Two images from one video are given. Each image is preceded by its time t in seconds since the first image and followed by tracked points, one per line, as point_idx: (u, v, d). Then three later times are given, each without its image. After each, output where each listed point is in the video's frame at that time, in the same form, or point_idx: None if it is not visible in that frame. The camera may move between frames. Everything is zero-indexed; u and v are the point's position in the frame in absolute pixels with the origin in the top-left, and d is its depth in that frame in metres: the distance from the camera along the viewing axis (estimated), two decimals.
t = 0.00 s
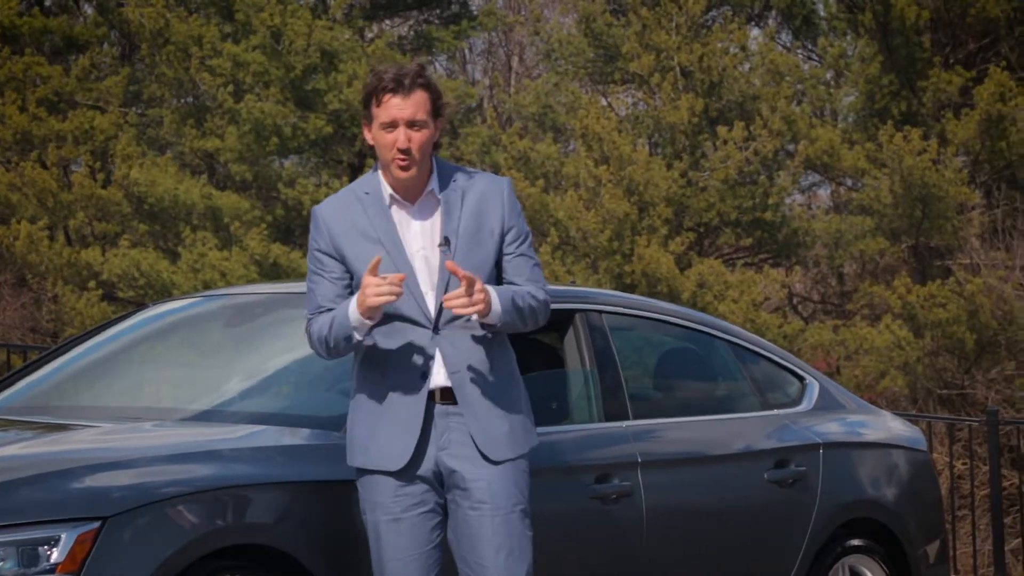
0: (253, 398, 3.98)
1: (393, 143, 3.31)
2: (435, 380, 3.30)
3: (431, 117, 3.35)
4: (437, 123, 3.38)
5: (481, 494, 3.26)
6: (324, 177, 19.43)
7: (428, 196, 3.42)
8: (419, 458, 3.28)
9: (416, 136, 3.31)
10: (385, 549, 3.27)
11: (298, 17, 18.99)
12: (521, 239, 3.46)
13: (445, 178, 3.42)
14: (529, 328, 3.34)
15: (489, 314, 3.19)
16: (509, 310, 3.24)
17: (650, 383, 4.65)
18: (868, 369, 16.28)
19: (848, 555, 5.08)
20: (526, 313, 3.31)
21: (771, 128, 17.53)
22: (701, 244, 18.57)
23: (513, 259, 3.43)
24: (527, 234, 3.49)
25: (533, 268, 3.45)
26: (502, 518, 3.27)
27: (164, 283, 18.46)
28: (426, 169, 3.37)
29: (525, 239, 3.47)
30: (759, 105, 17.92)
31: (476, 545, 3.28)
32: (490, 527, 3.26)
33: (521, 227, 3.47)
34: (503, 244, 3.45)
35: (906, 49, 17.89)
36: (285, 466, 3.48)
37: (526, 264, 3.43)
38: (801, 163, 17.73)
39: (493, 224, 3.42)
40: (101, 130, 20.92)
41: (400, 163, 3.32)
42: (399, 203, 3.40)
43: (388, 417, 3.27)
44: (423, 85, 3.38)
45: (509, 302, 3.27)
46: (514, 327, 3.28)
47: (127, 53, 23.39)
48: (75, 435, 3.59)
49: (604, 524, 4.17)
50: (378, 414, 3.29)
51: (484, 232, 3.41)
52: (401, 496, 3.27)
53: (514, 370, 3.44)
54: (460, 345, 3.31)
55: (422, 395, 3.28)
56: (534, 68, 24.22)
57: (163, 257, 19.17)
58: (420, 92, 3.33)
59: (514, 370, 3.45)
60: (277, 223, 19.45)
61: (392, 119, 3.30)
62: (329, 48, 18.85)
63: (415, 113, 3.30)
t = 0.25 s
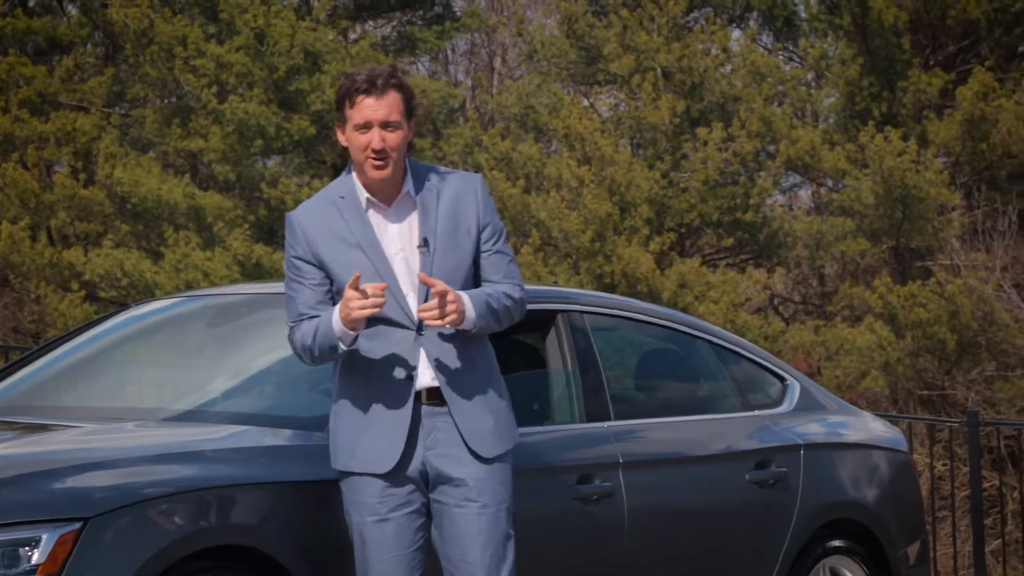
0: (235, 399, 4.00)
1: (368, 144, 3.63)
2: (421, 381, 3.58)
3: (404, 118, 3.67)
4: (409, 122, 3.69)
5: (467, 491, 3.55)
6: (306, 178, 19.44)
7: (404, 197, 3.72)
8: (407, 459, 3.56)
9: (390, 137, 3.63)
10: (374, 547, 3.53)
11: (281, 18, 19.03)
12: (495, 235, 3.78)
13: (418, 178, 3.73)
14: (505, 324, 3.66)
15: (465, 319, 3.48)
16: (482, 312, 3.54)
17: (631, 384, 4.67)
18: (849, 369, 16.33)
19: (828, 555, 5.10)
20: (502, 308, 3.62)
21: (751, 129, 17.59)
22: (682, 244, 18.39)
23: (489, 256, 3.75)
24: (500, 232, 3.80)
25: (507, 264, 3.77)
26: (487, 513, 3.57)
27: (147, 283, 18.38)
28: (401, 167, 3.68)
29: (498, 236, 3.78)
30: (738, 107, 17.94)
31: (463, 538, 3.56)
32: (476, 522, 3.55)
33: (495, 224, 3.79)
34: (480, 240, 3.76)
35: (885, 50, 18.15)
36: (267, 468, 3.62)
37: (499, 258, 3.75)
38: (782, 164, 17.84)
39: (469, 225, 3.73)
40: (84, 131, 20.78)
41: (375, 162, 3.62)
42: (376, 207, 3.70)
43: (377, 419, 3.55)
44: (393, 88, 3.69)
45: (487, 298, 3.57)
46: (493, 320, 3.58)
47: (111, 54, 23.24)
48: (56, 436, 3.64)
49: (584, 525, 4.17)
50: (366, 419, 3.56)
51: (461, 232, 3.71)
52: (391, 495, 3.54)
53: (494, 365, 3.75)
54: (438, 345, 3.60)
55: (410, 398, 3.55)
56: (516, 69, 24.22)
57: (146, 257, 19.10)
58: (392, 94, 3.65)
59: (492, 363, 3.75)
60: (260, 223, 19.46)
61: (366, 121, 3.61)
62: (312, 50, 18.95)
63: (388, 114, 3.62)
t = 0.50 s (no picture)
0: (218, 400, 4.04)
1: (347, 147, 3.67)
2: (409, 382, 3.63)
3: (382, 120, 3.72)
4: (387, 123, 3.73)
5: (455, 492, 3.63)
6: (287, 178, 19.40)
7: (384, 200, 3.79)
8: (396, 460, 3.62)
9: (369, 140, 3.67)
10: (360, 548, 3.56)
11: (262, 18, 18.99)
12: (475, 233, 3.86)
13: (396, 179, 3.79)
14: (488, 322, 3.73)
15: (448, 323, 3.54)
16: (465, 313, 3.60)
17: (611, 384, 4.70)
18: (829, 369, 16.35)
19: (807, 556, 5.13)
20: (485, 307, 3.69)
21: (729, 129, 17.60)
22: (663, 246, 18.48)
23: (470, 253, 3.83)
24: (479, 230, 3.88)
25: (488, 260, 3.85)
26: (475, 514, 3.65)
27: (128, 284, 18.26)
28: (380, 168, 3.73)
29: (477, 233, 3.86)
30: (717, 107, 17.94)
31: (451, 539, 3.63)
32: (465, 524, 3.63)
33: (474, 222, 3.87)
34: (460, 239, 3.84)
35: (866, 52, 18.23)
36: (247, 469, 3.64)
37: (480, 256, 3.83)
38: (760, 166, 17.94)
39: (449, 224, 3.80)
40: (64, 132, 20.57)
41: (355, 165, 3.67)
42: (356, 210, 3.76)
43: (365, 420, 3.60)
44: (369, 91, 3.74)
45: (470, 298, 3.64)
46: (476, 318, 3.65)
47: (90, 54, 23.03)
48: (39, 435, 3.66)
49: (561, 526, 4.19)
50: (353, 420, 3.62)
51: (442, 232, 3.78)
52: (379, 495, 3.59)
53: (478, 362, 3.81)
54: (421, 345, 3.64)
55: (398, 399, 3.60)
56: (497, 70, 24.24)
57: (127, 257, 18.98)
58: (369, 97, 3.69)
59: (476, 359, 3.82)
60: (241, 224, 19.44)
61: (345, 125, 3.66)
62: (293, 50, 18.92)
63: (367, 117, 3.66)
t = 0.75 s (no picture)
0: (198, 401, 4.09)
1: (334, 149, 3.59)
2: (399, 382, 3.59)
3: (369, 119, 3.64)
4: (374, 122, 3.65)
5: (445, 492, 3.58)
6: (266, 178, 19.35)
7: (374, 199, 3.72)
8: (386, 460, 3.58)
9: (357, 141, 3.59)
10: (349, 547, 3.55)
11: (240, 17, 18.92)
12: (466, 231, 3.80)
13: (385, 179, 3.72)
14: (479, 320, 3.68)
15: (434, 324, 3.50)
16: (452, 314, 3.55)
17: (591, 385, 4.70)
18: (808, 370, 16.37)
19: (785, 557, 5.14)
20: (474, 309, 3.63)
21: (707, 129, 17.63)
22: (642, 246, 18.46)
23: (462, 252, 3.77)
24: (470, 228, 3.81)
25: (479, 258, 3.79)
26: (466, 515, 3.60)
27: (107, 285, 18.12)
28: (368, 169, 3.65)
29: (468, 232, 3.80)
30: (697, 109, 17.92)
31: (443, 538, 3.60)
32: (456, 524, 3.58)
33: (466, 221, 3.81)
34: (451, 238, 3.78)
35: (845, 53, 18.29)
36: (227, 471, 3.66)
37: (471, 255, 3.76)
38: (738, 167, 18.01)
39: (440, 224, 3.74)
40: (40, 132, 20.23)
41: (342, 166, 3.59)
42: (346, 208, 3.69)
43: (354, 419, 3.56)
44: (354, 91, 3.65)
45: (458, 300, 3.58)
46: (465, 319, 3.60)
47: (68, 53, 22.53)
48: (19, 437, 3.70)
49: (548, 526, 4.21)
50: (342, 419, 3.58)
51: (432, 231, 3.72)
52: (368, 493, 3.57)
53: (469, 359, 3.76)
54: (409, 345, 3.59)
55: (386, 397, 3.55)
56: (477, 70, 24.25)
57: (105, 258, 18.85)
58: (356, 97, 3.61)
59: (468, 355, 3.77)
60: (220, 225, 19.40)
61: (331, 128, 3.57)
62: (272, 50, 18.83)
63: (353, 118, 3.58)
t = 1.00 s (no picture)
0: (172, 402, 4.10)
1: (355, 134, 3.51)
2: (400, 383, 3.48)
3: (393, 108, 3.56)
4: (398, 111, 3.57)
5: (442, 499, 3.46)
6: (242, 178, 19.24)
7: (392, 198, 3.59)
8: (382, 462, 3.47)
9: (379, 126, 3.51)
10: (343, 551, 3.44)
11: (215, 16, 18.81)
12: (484, 241, 3.63)
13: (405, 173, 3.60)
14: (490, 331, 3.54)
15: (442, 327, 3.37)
16: (460, 321, 3.42)
17: (570, 387, 4.67)
18: (786, 371, 16.32)
19: (765, 559, 5.10)
20: (484, 318, 3.49)
21: (684, 129, 17.63)
22: (620, 247, 18.52)
23: (476, 261, 3.60)
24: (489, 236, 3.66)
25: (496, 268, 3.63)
26: (464, 522, 3.47)
27: (79, 286, 17.93)
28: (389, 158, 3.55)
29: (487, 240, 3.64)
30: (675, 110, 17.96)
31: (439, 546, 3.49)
32: (455, 529, 3.46)
33: (485, 229, 3.65)
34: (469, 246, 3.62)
35: (824, 55, 18.32)
36: (200, 476, 3.63)
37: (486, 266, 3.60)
38: (714, 167, 18.01)
39: (456, 229, 3.59)
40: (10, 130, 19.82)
41: (364, 152, 3.50)
42: (363, 205, 3.56)
43: (353, 420, 3.46)
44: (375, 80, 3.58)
45: (467, 306, 3.45)
46: (473, 328, 3.46)
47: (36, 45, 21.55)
48: None
49: (527, 527, 4.22)
50: (342, 419, 3.47)
51: (447, 235, 3.57)
52: (364, 495, 3.46)
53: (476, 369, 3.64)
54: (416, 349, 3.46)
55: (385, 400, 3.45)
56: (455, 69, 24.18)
57: (78, 258, 18.67)
58: (379, 82, 3.53)
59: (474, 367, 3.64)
60: (195, 226, 19.27)
61: (354, 112, 3.50)
62: (247, 49, 18.78)
63: (375, 103, 3.51)
